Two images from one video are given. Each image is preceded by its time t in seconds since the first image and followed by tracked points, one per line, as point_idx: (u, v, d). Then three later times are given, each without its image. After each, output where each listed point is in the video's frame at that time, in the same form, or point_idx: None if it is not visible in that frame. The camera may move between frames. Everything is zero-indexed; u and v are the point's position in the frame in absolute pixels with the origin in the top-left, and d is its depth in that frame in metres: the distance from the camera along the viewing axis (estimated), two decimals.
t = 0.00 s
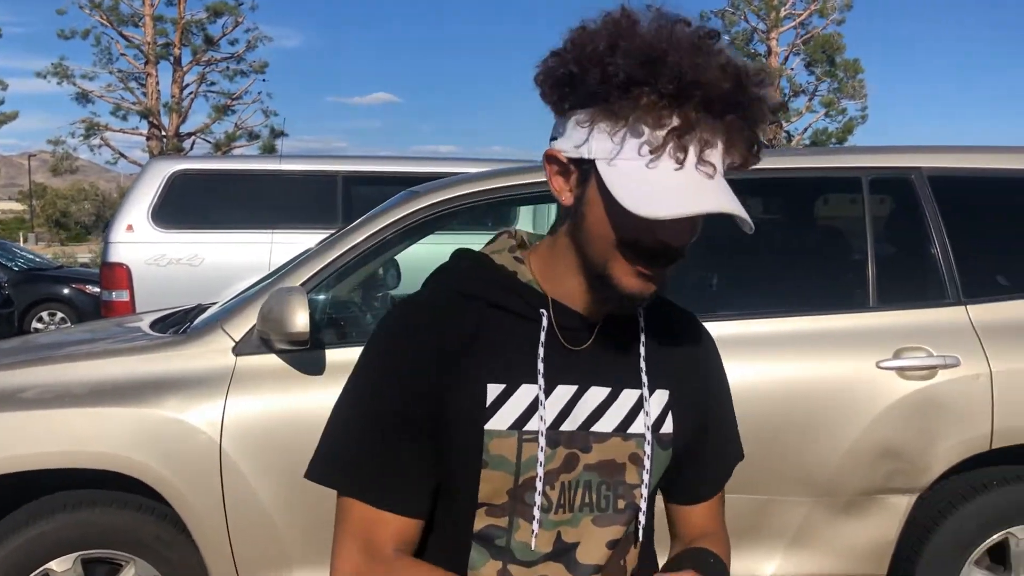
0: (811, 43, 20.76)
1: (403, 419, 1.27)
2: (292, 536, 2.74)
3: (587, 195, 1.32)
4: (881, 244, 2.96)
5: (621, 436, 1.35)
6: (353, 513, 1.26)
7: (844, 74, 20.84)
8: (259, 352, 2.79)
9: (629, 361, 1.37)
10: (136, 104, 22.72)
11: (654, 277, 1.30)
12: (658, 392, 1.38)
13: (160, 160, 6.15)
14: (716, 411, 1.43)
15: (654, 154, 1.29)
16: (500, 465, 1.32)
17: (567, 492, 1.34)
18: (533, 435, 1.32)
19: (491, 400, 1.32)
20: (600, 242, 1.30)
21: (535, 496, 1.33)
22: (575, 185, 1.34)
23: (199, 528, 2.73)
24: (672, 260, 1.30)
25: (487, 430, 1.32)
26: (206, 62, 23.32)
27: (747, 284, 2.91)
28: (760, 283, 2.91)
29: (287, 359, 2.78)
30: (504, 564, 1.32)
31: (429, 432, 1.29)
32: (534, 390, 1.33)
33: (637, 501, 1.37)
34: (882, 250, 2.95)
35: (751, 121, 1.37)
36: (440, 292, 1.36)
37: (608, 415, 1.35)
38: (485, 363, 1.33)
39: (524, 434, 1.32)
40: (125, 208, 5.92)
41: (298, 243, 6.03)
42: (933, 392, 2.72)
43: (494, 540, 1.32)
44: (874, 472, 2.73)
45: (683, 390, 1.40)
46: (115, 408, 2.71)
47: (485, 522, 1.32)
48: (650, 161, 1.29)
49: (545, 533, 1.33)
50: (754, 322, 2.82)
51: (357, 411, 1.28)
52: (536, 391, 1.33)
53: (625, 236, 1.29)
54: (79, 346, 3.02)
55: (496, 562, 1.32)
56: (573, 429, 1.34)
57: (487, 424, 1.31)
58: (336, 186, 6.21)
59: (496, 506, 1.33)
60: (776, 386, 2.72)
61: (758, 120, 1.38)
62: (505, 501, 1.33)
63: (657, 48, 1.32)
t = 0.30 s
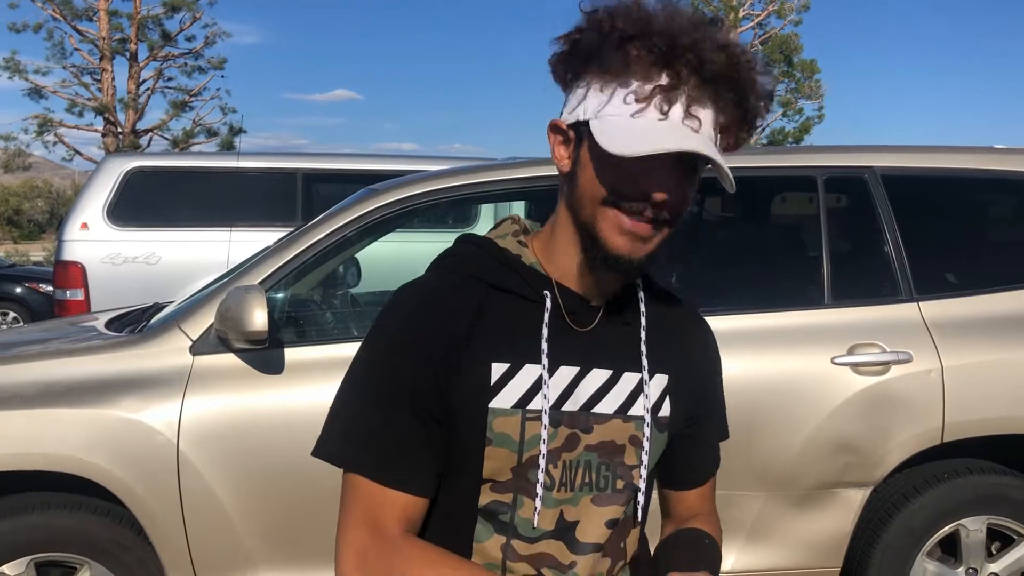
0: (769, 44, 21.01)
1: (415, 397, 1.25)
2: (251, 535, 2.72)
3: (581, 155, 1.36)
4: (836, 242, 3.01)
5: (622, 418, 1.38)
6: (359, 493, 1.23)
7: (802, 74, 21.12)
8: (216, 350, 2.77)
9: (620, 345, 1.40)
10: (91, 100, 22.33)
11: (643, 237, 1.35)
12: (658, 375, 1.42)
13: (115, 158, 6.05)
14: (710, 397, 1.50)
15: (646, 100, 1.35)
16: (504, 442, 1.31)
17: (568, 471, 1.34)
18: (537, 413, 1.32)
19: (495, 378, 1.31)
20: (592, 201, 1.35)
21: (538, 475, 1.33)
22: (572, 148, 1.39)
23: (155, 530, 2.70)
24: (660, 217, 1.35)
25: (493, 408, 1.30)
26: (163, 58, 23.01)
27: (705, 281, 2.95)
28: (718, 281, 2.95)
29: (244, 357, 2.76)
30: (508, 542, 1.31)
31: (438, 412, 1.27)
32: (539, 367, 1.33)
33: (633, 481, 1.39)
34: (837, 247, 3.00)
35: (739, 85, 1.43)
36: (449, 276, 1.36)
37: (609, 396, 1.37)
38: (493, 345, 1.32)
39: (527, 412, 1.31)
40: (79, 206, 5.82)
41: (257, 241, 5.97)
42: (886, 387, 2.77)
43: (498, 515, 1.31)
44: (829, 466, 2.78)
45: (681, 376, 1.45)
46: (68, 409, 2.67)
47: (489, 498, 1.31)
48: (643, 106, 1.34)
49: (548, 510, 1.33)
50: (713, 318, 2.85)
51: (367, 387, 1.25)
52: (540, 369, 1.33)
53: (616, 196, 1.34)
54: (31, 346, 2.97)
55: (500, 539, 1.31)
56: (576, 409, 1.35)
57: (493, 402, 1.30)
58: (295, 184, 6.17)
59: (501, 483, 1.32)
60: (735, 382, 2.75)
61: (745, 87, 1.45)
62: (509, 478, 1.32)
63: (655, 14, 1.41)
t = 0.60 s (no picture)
0: (758, 45, 21.09)
1: (430, 393, 1.38)
2: (243, 537, 2.71)
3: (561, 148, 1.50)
4: (825, 242, 3.02)
5: (640, 409, 1.43)
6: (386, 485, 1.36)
7: (791, 76, 21.20)
8: (207, 352, 2.76)
9: (628, 341, 1.46)
10: (79, 101, 22.21)
11: (635, 203, 1.45)
12: (675, 369, 1.46)
13: (103, 159, 6.03)
14: (749, 401, 1.51)
15: (604, 74, 1.47)
16: (518, 432, 1.40)
17: (586, 460, 1.41)
18: (548, 403, 1.41)
19: (507, 370, 1.41)
20: (580, 185, 1.47)
21: (553, 463, 1.40)
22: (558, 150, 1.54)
23: (146, 532, 2.69)
24: (644, 180, 1.45)
25: (506, 400, 1.40)
26: (151, 58, 22.93)
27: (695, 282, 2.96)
28: (708, 282, 2.96)
29: (236, 359, 2.76)
30: (534, 533, 1.38)
31: (453, 405, 1.39)
32: (549, 360, 1.42)
33: (656, 472, 1.43)
34: (826, 248, 3.01)
35: (688, 48, 1.56)
36: (463, 288, 1.49)
37: (625, 388, 1.43)
38: (504, 341, 1.43)
39: (539, 403, 1.41)
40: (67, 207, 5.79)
41: (246, 242, 5.95)
42: (875, 388, 2.78)
43: (520, 511, 1.39)
44: (820, 466, 2.78)
45: (704, 371, 1.48)
46: (57, 411, 2.66)
47: (509, 494, 1.39)
48: (601, 80, 1.47)
49: (565, 499, 1.39)
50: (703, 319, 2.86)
51: (388, 391, 1.39)
52: (550, 362, 1.42)
53: (601, 172, 1.45)
54: (21, 348, 2.95)
55: (525, 531, 1.39)
56: (591, 401, 1.42)
57: (505, 393, 1.40)
58: (285, 185, 6.16)
59: (519, 477, 1.39)
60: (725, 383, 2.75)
61: (695, 49, 1.57)
62: (527, 472, 1.40)
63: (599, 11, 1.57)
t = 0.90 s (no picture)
0: (758, 47, 21.12)
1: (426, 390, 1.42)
2: (244, 536, 2.72)
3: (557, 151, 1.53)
4: (824, 244, 3.03)
5: (642, 405, 1.43)
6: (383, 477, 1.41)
7: (791, 77, 21.22)
8: (208, 353, 2.77)
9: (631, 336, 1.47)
10: (80, 102, 22.24)
11: (627, 199, 1.47)
12: (680, 367, 1.46)
13: (104, 160, 6.04)
14: (762, 405, 1.51)
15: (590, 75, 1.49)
16: (516, 427, 1.41)
17: (585, 456, 1.41)
18: (545, 399, 1.41)
19: (506, 367, 1.43)
20: (574, 183, 1.49)
21: (550, 458, 1.40)
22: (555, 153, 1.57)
23: (147, 532, 2.70)
24: (637, 174, 1.47)
25: (504, 394, 1.42)
26: (152, 59, 22.97)
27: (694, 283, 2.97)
28: (707, 282, 2.97)
29: (236, 359, 2.77)
30: (531, 528, 1.40)
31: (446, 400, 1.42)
32: (549, 357, 1.43)
33: (658, 469, 1.43)
34: (825, 249, 3.02)
35: (675, 45, 1.55)
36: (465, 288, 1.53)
37: (626, 384, 1.43)
38: (504, 339, 1.45)
39: (537, 398, 1.41)
40: (69, 208, 5.81)
41: (247, 243, 5.96)
42: (873, 388, 2.79)
43: (519, 505, 1.40)
44: (818, 467, 2.79)
45: (711, 371, 1.48)
46: (58, 411, 2.67)
47: (508, 488, 1.41)
48: (587, 81, 1.49)
49: (563, 493, 1.40)
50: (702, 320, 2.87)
51: (386, 385, 1.44)
52: (549, 360, 1.43)
53: (593, 170, 1.48)
54: (23, 349, 2.96)
55: (524, 526, 1.40)
56: (592, 397, 1.42)
57: (503, 388, 1.42)
58: (286, 186, 6.17)
59: (517, 472, 1.41)
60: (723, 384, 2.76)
61: (682, 44, 1.56)
62: (525, 467, 1.41)
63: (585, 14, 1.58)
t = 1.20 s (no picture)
0: (756, 46, 21.15)
1: (393, 382, 1.49)
2: (236, 533, 2.73)
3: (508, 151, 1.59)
4: (816, 243, 3.05)
5: (600, 398, 1.45)
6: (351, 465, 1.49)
7: (789, 76, 21.26)
8: (201, 350, 2.78)
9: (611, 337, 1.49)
10: (78, 99, 22.20)
11: (562, 191, 1.51)
12: (641, 359, 1.47)
13: (100, 157, 6.04)
14: (739, 400, 1.48)
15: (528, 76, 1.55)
16: (472, 419, 1.46)
17: (541, 448, 1.45)
18: (502, 391, 1.46)
19: (466, 360, 1.48)
20: (518, 178, 1.55)
21: (505, 450, 1.45)
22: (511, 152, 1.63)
23: (139, 528, 2.71)
24: (571, 167, 1.51)
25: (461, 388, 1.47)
26: (150, 57, 22.95)
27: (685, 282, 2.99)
28: (698, 281, 2.99)
29: (229, 357, 2.78)
30: (488, 519, 1.45)
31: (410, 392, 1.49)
32: (508, 351, 1.48)
33: (616, 462, 1.45)
34: (817, 248, 3.04)
35: (613, 39, 1.59)
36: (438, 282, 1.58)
37: (583, 378, 1.46)
38: (468, 333, 1.50)
39: (494, 391, 1.46)
40: (65, 205, 5.80)
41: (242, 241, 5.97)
42: (863, 387, 2.81)
43: (476, 496, 1.45)
44: (808, 464, 2.81)
45: (675, 365, 1.48)
46: (51, 409, 2.68)
47: (465, 480, 1.47)
48: (524, 82, 1.55)
49: (518, 485, 1.44)
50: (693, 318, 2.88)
51: (357, 376, 1.51)
52: (507, 354, 1.48)
53: (530, 164, 1.53)
54: (16, 346, 2.97)
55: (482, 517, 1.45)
56: (549, 391, 1.46)
57: (463, 381, 1.47)
58: (282, 184, 6.19)
59: (474, 463, 1.46)
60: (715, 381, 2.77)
61: (623, 39, 1.60)
62: (482, 458, 1.46)
63: (529, 16, 1.64)
